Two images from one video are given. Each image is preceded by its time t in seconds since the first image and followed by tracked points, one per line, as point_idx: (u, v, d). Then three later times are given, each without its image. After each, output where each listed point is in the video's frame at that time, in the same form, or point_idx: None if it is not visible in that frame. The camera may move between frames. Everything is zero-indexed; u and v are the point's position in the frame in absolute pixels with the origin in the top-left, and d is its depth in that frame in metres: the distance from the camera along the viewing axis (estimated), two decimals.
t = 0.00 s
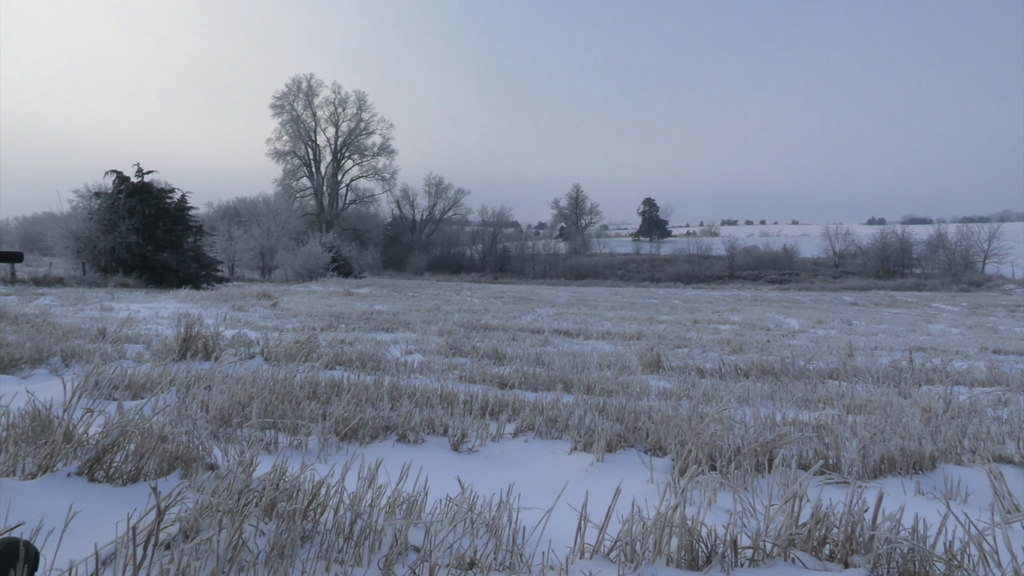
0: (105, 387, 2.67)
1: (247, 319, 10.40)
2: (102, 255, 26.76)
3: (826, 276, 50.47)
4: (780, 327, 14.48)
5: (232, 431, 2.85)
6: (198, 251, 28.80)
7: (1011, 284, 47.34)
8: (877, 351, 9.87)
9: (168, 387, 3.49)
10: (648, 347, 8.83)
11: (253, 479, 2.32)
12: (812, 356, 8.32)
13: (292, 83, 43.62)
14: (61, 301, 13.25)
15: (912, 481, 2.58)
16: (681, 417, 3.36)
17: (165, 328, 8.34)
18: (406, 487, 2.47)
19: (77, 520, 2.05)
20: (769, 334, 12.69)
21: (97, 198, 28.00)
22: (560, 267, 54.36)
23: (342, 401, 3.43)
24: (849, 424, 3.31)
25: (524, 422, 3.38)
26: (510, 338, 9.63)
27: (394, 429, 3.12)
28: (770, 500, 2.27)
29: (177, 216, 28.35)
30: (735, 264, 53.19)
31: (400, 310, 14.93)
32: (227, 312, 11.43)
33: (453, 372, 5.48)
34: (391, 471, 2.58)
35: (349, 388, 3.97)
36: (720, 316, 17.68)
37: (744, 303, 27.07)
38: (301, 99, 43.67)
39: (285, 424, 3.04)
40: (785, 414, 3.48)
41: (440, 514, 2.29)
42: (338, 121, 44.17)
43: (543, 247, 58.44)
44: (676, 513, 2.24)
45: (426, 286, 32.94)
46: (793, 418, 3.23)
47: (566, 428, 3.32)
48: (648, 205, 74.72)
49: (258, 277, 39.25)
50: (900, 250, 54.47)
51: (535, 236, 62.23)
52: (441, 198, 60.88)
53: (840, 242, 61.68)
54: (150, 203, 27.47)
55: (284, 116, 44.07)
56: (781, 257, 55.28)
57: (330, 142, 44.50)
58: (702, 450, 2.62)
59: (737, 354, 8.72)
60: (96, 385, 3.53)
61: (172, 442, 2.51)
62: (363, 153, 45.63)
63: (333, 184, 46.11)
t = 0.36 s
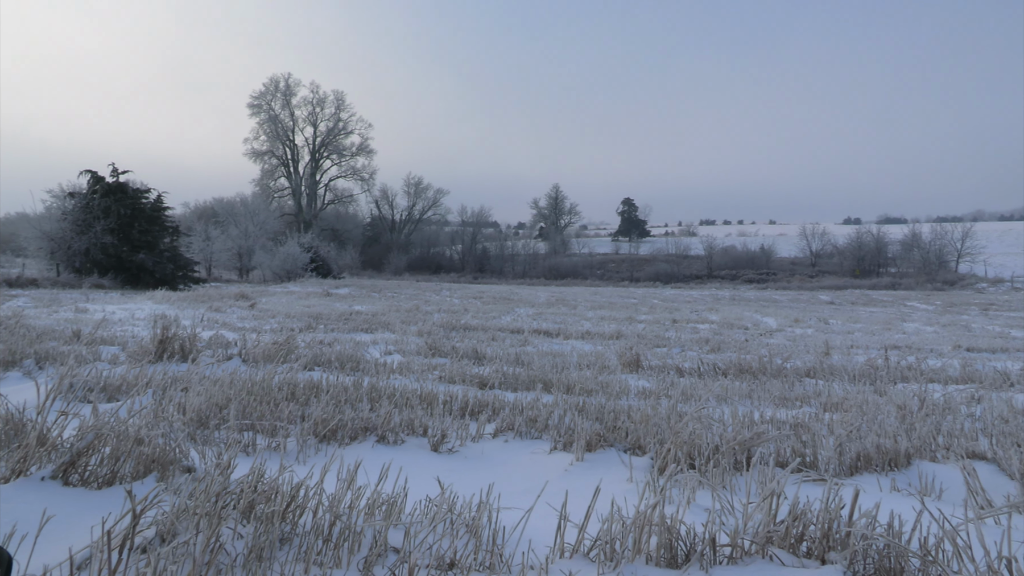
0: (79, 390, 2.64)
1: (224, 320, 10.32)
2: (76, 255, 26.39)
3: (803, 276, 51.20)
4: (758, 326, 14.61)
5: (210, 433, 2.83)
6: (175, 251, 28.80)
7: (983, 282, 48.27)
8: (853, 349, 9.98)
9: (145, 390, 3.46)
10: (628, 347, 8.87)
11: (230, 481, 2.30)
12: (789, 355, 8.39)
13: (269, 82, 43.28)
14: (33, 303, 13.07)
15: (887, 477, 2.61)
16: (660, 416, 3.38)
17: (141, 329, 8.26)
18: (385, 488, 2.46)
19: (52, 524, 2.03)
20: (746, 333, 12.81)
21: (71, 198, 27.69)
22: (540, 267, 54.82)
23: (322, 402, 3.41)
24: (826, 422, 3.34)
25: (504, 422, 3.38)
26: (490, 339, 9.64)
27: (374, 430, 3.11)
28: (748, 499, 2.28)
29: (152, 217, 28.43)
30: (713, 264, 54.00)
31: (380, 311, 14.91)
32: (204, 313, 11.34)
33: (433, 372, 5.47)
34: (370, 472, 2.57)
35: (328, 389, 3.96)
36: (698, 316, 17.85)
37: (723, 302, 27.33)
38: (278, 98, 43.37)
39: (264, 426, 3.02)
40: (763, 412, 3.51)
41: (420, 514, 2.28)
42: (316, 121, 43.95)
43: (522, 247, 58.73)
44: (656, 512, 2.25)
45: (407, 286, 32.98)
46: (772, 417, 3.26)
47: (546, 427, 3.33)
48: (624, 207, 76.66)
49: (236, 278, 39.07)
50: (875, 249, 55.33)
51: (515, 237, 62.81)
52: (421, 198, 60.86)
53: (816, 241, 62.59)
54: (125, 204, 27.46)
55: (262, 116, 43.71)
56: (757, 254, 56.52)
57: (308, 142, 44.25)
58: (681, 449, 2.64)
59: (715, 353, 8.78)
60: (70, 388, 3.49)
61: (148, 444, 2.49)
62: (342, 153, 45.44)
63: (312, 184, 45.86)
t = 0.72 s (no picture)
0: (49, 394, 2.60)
1: (199, 321, 10.24)
2: (47, 256, 25.99)
3: (778, 275, 51.99)
4: (733, 325, 14.76)
5: (184, 436, 2.81)
6: (149, 252, 28.34)
7: (952, 280, 49.25)
8: (827, 347, 10.11)
9: (118, 393, 3.44)
10: (605, 346, 8.91)
11: (205, 485, 2.28)
12: (765, 353, 8.49)
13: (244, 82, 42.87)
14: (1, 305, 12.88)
15: (860, 474, 2.65)
16: (636, 416, 3.41)
17: (114, 331, 8.18)
18: (362, 490, 2.46)
19: (22, 529, 2.00)
20: (721, 332, 12.96)
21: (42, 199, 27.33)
22: (517, 266, 55.36)
23: (298, 403, 3.40)
24: (801, 419, 3.38)
25: (482, 423, 3.39)
26: (467, 339, 9.65)
27: (351, 432, 3.10)
28: (724, 497, 2.30)
29: (125, 218, 28.08)
30: (688, 264, 54.85)
31: (357, 311, 14.88)
32: (178, 314, 11.25)
33: (410, 373, 5.46)
34: (347, 474, 2.56)
35: (304, 391, 3.95)
36: (675, 315, 18.00)
37: (698, 301, 27.62)
38: (253, 98, 42.98)
39: (240, 429, 3.00)
40: (739, 411, 3.55)
41: (397, 515, 2.28)
42: (292, 121, 43.67)
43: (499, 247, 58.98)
44: (633, 510, 2.27)
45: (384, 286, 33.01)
46: (747, 415, 3.29)
47: (523, 427, 3.34)
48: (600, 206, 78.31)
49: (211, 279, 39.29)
50: (848, 248, 56.30)
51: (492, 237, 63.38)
52: (398, 198, 60.73)
53: (791, 241, 63.56)
54: (98, 204, 27.12)
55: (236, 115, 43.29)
56: (734, 254, 57.35)
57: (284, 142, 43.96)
58: (657, 447, 2.67)
59: (691, 352, 8.86)
60: (40, 392, 3.45)
61: (121, 448, 2.47)
62: (318, 153, 45.25)
63: (288, 185, 45.55)
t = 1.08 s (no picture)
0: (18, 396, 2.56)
1: (175, 323, 10.14)
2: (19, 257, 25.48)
3: (756, 275, 52.55)
4: (711, 324, 14.87)
5: (160, 438, 2.79)
6: (123, 253, 28.21)
7: (926, 279, 50.03)
8: (804, 346, 10.20)
9: (92, 395, 3.40)
10: (584, 345, 8.94)
11: (182, 487, 2.26)
12: (743, 352, 8.55)
13: (220, 81, 42.58)
14: None
15: (836, 471, 2.68)
16: (615, 414, 3.43)
17: (87, 333, 8.08)
18: (341, 491, 2.45)
19: None
20: (698, 331, 13.06)
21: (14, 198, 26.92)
22: (496, 266, 55.63)
23: (277, 405, 3.39)
24: (779, 418, 3.41)
25: (461, 423, 3.39)
26: (446, 339, 9.65)
27: (329, 433, 3.10)
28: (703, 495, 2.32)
29: (99, 218, 27.74)
30: (667, 263, 55.34)
31: (335, 311, 14.83)
32: (154, 316, 11.15)
33: (389, 373, 5.44)
34: (325, 475, 2.56)
35: (281, 392, 3.93)
36: (653, 314, 18.11)
37: (678, 300, 27.77)
38: (229, 97, 42.71)
39: (216, 430, 2.99)
40: (717, 409, 3.58)
41: (376, 516, 2.28)
42: (269, 121, 43.51)
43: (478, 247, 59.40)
44: (613, 509, 2.27)
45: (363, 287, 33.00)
46: (725, 414, 3.32)
47: (502, 427, 3.35)
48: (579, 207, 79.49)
49: (187, 280, 39.92)
50: (825, 247, 56.98)
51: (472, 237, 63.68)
52: (376, 198, 60.73)
53: (769, 241, 64.25)
54: (71, 205, 26.74)
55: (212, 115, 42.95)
56: (711, 254, 57.83)
57: (260, 142, 43.80)
58: (637, 446, 2.69)
59: (669, 352, 8.90)
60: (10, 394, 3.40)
61: (96, 451, 2.44)
62: (295, 153, 45.12)
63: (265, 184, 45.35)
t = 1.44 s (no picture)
0: None
1: (153, 324, 10.05)
2: None
3: (737, 275, 52.93)
4: (692, 324, 14.94)
5: (139, 441, 2.77)
6: (101, 254, 28.00)
7: (903, 278, 50.61)
8: (784, 345, 10.26)
9: (68, 398, 3.38)
10: (565, 346, 8.96)
11: (160, 491, 2.25)
12: (724, 352, 8.59)
13: (199, 80, 42.29)
14: None
15: (816, 469, 2.71)
16: (597, 414, 3.45)
17: (63, 335, 7.98)
18: (322, 493, 2.45)
19: None
20: (679, 330, 13.11)
21: None
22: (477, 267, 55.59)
23: (257, 407, 3.37)
24: (759, 416, 3.45)
25: (443, 424, 3.39)
26: (428, 340, 9.62)
27: (310, 434, 3.08)
28: (684, 494, 2.34)
29: (76, 219, 27.64)
30: (648, 263, 55.68)
31: (316, 312, 14.76)
32: (131, 318, 11.03)
33: (370, 374, 5.43)
34: (307, 478, 2.54)
35: (262, 394, 3.91)
36: (634, 314, 18.16)
37: (659, 300, 27.87)
38: (208, 96, 42.43)
39: (195, 433, 2.97)
40: (699, 409, 3.60)
41: (358, 519, 2.27)
42: (248, 120, 43.28)
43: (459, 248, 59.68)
44: (594, 509, 2.28)
45: (343, 287, 32.91)
46: (707, 413, 3.34)
47: (484, 428, 3.35)
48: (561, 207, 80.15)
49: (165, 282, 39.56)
50: (804, 247, 57.52)
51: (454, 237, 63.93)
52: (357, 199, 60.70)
53: (748, 241, 64.77)
54: (47, 205, 26.61)
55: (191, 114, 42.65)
56: (692, 254, 58.14)
57: (240, 142, 43.57)
58: (619, 445, 2.71)
59: (651, 352, 8.93)
60: None
61: (73, 455, 2.42)
62: (275, 153, 44.83)
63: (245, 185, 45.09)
